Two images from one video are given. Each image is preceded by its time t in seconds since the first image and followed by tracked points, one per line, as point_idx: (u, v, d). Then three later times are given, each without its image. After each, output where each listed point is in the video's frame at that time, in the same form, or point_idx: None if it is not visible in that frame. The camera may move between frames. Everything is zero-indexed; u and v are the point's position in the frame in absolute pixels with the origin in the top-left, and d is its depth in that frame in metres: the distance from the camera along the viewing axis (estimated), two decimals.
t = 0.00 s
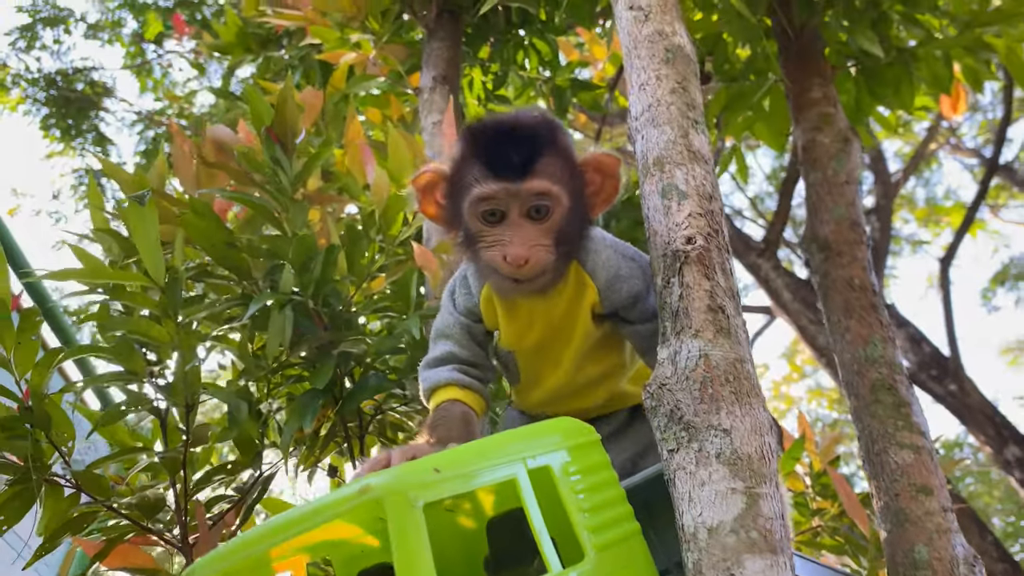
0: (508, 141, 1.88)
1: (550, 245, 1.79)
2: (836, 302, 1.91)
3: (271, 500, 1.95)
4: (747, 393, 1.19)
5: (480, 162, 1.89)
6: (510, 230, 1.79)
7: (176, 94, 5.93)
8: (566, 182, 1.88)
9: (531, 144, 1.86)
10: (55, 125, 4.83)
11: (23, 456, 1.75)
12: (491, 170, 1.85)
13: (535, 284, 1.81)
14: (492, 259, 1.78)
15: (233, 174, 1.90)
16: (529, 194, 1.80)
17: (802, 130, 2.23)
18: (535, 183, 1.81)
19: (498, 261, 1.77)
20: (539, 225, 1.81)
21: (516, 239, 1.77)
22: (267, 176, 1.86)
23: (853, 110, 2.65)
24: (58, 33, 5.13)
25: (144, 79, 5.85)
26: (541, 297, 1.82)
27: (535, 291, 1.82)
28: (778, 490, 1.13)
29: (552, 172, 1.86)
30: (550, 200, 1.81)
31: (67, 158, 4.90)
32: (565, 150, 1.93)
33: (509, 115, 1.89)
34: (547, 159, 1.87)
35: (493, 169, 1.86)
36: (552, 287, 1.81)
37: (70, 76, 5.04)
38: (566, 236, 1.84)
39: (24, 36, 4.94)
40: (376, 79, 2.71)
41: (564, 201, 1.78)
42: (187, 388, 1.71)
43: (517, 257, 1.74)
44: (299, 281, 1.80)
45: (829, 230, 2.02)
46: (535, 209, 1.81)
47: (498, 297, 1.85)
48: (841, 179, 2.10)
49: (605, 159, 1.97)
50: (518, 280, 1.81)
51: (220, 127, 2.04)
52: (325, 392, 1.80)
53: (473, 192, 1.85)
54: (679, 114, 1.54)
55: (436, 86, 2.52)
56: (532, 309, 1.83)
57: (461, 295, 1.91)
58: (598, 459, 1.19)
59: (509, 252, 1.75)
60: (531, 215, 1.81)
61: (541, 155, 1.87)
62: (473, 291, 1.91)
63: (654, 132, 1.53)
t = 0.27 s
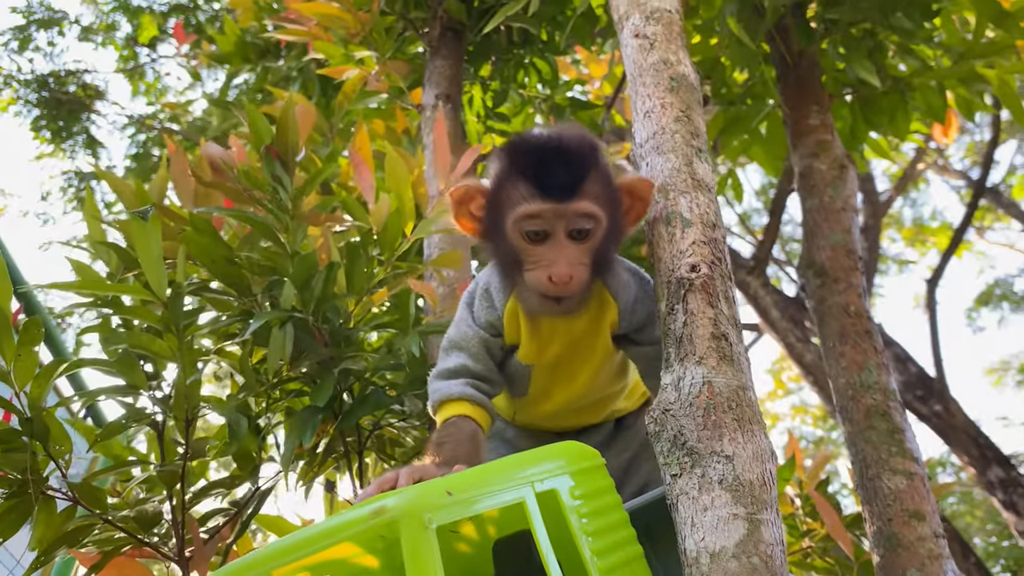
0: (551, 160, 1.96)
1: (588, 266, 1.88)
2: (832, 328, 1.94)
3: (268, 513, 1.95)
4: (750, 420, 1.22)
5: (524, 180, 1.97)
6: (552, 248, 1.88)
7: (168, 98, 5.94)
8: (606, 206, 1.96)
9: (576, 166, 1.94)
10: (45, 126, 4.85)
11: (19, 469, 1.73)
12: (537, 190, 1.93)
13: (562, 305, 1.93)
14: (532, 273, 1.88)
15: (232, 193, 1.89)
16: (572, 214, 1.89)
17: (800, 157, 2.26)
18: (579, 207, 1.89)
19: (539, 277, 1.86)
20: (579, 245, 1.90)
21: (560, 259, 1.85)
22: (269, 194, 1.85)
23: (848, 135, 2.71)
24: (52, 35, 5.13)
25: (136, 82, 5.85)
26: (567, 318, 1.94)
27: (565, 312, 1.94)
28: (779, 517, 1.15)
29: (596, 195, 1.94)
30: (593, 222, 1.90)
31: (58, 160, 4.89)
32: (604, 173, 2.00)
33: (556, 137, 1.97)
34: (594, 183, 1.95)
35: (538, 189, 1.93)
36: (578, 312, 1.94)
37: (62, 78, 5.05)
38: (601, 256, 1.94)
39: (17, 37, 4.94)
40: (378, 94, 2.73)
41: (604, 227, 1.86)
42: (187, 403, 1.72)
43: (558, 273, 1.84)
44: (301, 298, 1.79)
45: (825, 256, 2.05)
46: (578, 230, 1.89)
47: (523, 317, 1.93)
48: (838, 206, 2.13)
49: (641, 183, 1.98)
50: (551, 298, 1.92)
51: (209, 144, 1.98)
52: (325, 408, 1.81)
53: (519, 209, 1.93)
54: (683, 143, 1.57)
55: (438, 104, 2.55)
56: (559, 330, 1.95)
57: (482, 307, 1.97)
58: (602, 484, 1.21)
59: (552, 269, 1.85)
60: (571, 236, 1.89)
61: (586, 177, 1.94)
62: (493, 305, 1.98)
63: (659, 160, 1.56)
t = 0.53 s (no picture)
0: (564, 175, 1.95)
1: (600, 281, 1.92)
2: (828, 336, 1.96)
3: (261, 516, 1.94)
4: (752, 425, 1.22)
5: (536, 195, 1.97)
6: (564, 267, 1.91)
7: (158, 100, 5.91)
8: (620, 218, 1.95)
9: (589, 182, 1.93)
10: (34, 126, 4.82)
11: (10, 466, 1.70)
12: (549, 207, 1.93)
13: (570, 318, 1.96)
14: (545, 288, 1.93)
15: (234, 190, 1.88)
16: (584, 233, 1.89)
17: (797, 166, 2.28)
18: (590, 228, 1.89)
19: (550, 292, 1.91)
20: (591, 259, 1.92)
21: (572, 277, 1.89)
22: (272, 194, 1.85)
23: (842, 146, 2.73)
24: (42, 35, 5.10)
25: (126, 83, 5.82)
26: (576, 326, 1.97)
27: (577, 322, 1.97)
28: (781, 520, 1.16)
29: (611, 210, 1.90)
30: (604, 238, 1.90)
31: (47, 160, 4.86)
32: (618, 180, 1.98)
33: (568, 148, 1.94)
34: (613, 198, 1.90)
35: (550, 206, 1.93)
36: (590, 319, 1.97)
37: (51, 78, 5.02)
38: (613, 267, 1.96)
39: (7, 36, 4.90)
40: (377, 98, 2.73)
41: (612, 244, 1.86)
42: (184, 400, 1.72)
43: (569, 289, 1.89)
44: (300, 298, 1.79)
45: (821, 264, 2.06)
46: (589, 246, 1.90)
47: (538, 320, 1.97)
48: (834, 215, 2.14)
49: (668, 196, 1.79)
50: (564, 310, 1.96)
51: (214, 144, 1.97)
52: (323, 410, 1.80)
53: (531, 225, 1.94)
54: (686, 149, 1.58)
55: (437, 108, 2.55)
56: (572, 333, 1.98)
57: (496, 305, 2.00)
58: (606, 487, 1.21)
59: (564, 285, 1.89)
60: (582, 252, 1.91)
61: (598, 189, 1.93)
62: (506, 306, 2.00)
63: (661, 166, 1.57)
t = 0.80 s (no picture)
0: (568, 173, 1.94)
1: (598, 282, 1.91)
2: (819, 345, 1.96)
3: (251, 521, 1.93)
4: (745, 433, 1.23)
5: (539, 192, 1.96)
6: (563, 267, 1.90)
7: (148, 103, 5.90)
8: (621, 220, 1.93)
9: (592, 181, 1.92)
10: (23, 128, 4.80)
11: None
12: (550, 204, 1.92)
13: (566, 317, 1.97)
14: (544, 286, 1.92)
15: (227, 191, 1.86)
16: (585, 232, 1.89)
17: (788, 176, 2.29)
18: (592, 227, 1.88)
19: (550, 290, 1.91)
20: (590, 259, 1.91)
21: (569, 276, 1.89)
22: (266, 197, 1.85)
23: (833, 156, 2.75)
24: (32, 36, 5.08)
25: (117, 86, 5.81)
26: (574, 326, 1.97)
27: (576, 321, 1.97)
28: (773, 529, 1.16)
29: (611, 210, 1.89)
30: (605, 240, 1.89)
31: (36, 162, 4.84)
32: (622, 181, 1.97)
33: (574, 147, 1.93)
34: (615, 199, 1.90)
35: (552, 203, 1.93)
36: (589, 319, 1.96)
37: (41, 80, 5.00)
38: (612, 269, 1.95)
39: None
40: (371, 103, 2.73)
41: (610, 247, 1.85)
42: (176, 404, 1.71)
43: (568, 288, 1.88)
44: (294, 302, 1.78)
45: (812, 273, 2.07)
46: (589, 246, 1.90)
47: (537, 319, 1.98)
48: (826, 225, 2.16)
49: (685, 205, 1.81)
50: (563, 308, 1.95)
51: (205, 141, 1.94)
52: (315, 415, 1.79)
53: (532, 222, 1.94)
54: (680, 157, 1.58)
55: (431, 114, 2.56)
56: (571, 332, 1.98)
57: (497, 302, 2.02)
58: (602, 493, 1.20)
59: (563, 284, 1.89)
60: (582, 251, 1.91)
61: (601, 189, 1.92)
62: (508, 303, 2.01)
63: (656, 174, 1.58)
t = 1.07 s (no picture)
0: (577, 172, 1.96)
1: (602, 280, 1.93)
2: (806, 352, 1.98)
3: (240, 524, 1.93)
4: (732, 438, 1.24)
5: (547, 188, 1.99)
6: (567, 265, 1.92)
7: (141, 105, 5.90)
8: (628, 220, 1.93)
9: (601, 180, 1.93)
10: (15, 130, 4.81)
11: None
12: (558, 203, 1.95)
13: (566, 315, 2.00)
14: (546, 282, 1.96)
15: (219, 195, 1.86)
16: (592, 232, 1.90)
17: (777, 184, 2.32)
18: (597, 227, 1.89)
19: (553, 288, 1.93)
20: (595, 257, 1.93)
21: (573, 273, 1.91)
22: (258, 201, 1.84)
23: (822, 164, 2.78)
24: (26, 38, 5.07)
25: (110, 88, 5.81)
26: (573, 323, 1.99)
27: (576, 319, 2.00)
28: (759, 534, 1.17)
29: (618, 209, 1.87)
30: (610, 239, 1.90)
31: (28, 164, 4.84)
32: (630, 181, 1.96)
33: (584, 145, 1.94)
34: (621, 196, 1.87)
35: (560, 201, 1.95)
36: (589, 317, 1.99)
37: (34, 82, 5.01)
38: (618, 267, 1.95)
39: None
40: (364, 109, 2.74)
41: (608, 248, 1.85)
42: (166, 407, 1.72)
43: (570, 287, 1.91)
44: (285, 306, 1.78)
45: (800, 280, 2.09)
46: (594, 245, 1.92)
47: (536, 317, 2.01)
48: (814, 233, 2.17)
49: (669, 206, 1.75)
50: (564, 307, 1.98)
51: (203, 149, 1.94)
52: (305, 418, 1.79)
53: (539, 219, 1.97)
54: (670, 165, 1.60)
55: (423, 120, 2.57)
56: (568, 328, 2.00)
57: (495, 296, 2.05)
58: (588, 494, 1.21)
59: (567, 283, 1.91)
60: (588, 250, 1.93)
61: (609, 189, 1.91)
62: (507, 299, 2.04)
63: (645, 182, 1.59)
